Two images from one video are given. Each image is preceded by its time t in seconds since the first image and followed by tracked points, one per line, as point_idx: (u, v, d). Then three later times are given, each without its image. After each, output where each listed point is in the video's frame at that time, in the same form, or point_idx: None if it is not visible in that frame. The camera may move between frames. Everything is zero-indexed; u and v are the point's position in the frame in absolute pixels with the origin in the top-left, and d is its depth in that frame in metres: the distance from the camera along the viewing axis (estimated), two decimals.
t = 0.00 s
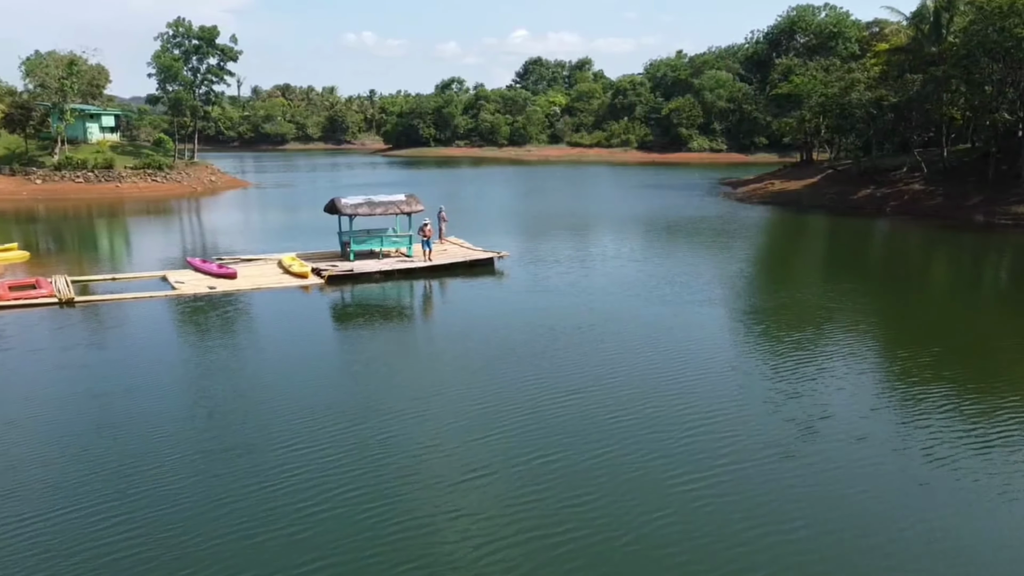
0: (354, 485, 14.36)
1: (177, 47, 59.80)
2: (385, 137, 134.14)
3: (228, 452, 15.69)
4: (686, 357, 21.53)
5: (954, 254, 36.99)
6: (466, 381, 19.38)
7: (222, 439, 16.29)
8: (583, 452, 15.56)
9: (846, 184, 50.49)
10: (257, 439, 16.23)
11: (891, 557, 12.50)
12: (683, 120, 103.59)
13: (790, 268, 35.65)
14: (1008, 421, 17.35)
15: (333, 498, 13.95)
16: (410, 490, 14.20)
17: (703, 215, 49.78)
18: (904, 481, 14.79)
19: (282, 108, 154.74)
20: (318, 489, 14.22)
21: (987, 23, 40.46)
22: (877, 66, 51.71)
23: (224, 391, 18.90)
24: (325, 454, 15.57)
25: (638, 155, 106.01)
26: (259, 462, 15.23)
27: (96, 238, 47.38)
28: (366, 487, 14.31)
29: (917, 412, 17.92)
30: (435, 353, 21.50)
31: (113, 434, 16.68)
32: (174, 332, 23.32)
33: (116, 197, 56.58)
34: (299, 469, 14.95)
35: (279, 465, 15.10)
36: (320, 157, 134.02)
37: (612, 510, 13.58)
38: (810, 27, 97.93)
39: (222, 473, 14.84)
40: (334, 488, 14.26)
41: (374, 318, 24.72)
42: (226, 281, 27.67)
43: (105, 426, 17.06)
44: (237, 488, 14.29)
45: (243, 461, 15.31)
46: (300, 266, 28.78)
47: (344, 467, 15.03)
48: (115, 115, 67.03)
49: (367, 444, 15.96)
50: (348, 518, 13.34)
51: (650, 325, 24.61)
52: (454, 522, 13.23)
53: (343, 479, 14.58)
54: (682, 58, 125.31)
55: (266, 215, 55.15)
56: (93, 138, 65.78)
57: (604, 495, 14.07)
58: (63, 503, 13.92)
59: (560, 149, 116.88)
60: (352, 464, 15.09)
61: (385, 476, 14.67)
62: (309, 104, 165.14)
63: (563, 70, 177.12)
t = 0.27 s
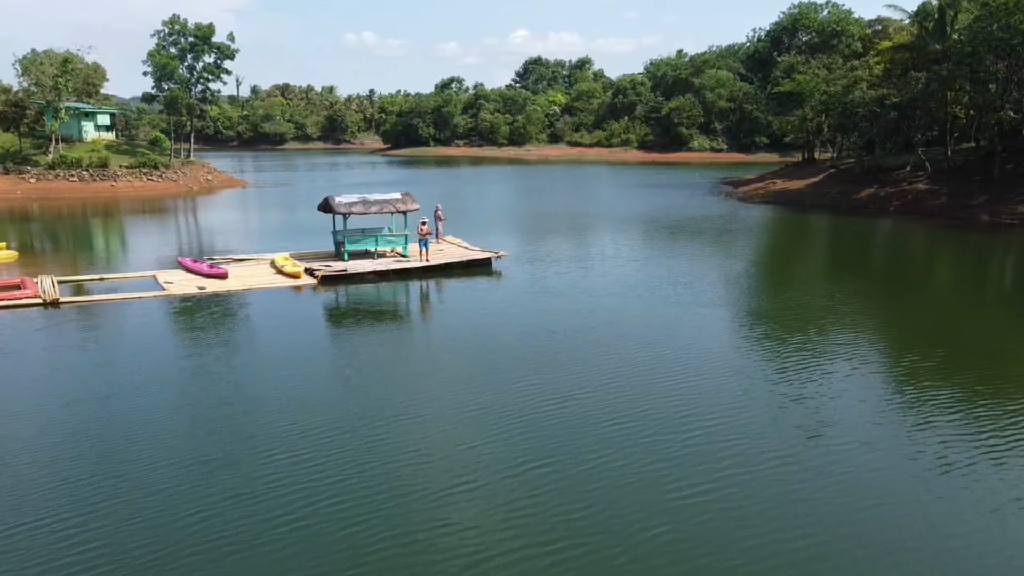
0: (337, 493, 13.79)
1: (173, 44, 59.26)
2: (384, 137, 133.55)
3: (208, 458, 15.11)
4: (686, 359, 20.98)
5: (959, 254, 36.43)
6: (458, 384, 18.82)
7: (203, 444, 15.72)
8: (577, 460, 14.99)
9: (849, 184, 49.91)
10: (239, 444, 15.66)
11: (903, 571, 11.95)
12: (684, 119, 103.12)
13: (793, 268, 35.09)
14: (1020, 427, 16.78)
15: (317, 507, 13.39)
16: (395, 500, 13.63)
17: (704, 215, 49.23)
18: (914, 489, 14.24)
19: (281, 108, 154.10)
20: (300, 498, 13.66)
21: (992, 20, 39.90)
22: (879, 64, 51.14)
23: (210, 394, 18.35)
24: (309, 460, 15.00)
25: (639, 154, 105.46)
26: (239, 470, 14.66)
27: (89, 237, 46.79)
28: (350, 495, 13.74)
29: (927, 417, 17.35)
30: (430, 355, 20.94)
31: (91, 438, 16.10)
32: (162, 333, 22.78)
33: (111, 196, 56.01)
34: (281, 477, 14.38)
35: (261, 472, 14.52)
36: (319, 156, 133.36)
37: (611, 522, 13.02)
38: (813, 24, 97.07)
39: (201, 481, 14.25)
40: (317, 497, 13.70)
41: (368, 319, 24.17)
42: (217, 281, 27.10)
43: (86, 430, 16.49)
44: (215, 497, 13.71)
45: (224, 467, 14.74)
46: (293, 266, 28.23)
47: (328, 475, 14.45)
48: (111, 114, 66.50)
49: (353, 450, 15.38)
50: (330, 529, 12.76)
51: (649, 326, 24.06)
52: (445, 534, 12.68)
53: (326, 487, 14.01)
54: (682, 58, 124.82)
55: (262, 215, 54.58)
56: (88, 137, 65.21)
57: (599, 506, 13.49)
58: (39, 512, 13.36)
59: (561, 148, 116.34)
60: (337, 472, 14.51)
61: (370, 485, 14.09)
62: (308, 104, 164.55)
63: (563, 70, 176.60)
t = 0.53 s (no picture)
0: (321, 503, 13.27)
1: (168, 43, 58.77)
2: (384, 136, 132.97)
3: (188, 466, 14.58)
4: (685, 361, 20.46)
5: (964, 253, 35.90)
6: (450, 387, 18.30)
7: (184, 451, 15.19)
8: (571, 468, 14.45)
9: (853, 183, 49.32)
10: (221, 452, 15.13)
11: None
12: (684, 119, 102.63)
13: (797, 268, 34.50)
14: None
15: (301, 518, 12.85)
16: (381, 511, 13.07)
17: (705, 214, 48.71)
18: (925, 499, 13.68)
19: (280, 107, 153.54)
20: (282, 508, 13.14)
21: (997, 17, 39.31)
22: (883, 62, 50.52)
23: (197, 398, 17.83)
24: (293, 468, 14.46)
25: (639, 154, 104.93)
26: (219, 479, 14.12)
27: (83, 236, 46.28)
28: (334, 505, 13.22)
29: (937, 423, 16.78)
30: (426, 357, 20.39)
31: (68, 445, 15.57)
32: (150, 335, 22.23)
33: (105, 195, 55.45)
34: (262, 486, 13.83)
35: (242, 482, 13.99)
36: (319, 155, 132.76)
37: (608, 534, 12.49)
38: (816, 21, 95.98)
39: (179, 491, 13.71)
40: (300, 507, 13.18)
41: (363, 320, 23.60)
42: (206, 282, 26.53)
43: (65, 436, 15.94)
44: (193, 508, 13.16)
45: (206, 475, 14.23)
46: (285, 266, 27.65)
47: (312, 484, 13.90)
48: (106, 112, 66.08)
49: (339, 457, 14.84)
50: (311, 542, 12.22)
51: (648, 327, 23.52)
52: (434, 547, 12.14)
53: (309, 496, 13.49)
54: (683, 57, 124.32)
55: (259, 214, 53.99)
56: (83, 136, 64.73)
57: (592, 518, 12.94)
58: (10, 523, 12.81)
59: (560, 148, 115.82)
60: (321, 481, 13.97)
61: (355, 494, 13.54)
62: (307, 103, 163.96)
63: (563, 69, 176.06)
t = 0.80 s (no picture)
0: (308, 510, 12.73)
1: (164, 40, 58.22)
2: (383, 135, 132.37)
3: (165, 471, 13.99)
4: (684, 362, 19.90)
5: (970, 252, 35.33)
6: (441, 389, 17.75)
7: (161, 455, 14.59)
8: (565, 476, 13.85)
9: (856, 182, 48.74)
10: (200, 456, 14.54)
11: None
12: (685, 118, 102.10)
13: (800, 268, 33.94)
14: None
15: (285, 526, 12.29)
16: (364, 520, 12.48)
17: (705, 213, 48.17)
18: (938, 508, 13.11)
19: (279, 107, 152.98)
20: (267, 515, 12.58)
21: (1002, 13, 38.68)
22: (886, 59, 49.90)
23: (183, 400, 17.28)
24: (274, 474, 13.86)
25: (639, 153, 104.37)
26: (197, 485, 13.51)
27: (76, 235, 45.73)
28: (321, 512, 12.67)
29: (949, 428, 16.21)
30: (421, 359, 19.82)
31: (41, 449, 14.98)
32: (137, 336, 21.67)
33: (99, 194, 54.88)
34: (241, 492, 13.23)
35: (220, 488, 13.38)
36: (318, 154, 132.18)
37: (606, 545, 11.94)
38: (819, 18, 94.56)
39: (153, 497, 13.10)
40: (286, 513, 12.64)
41: (358, 320, 23.05)
42: (196, 282, 25.96)
43: (43, 440, 15.36)
44: (168, 516, 12.56)
45: (188, 480, 13.68)
46: (277, 266, 27.07)
47: (294, 491, 13.31)
48: (101, 110, 65.72)
49: (323, 462, 14.26)
50: (293, 553, 11.64)
51: (647, 327, 22.95)
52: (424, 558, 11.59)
53: (292, 503, 12.91)
54: (683, 56, 123.77)
55: (255, 213, 53.40)
56: (78, 134, 64.35)
57: (586, 530, 12.33)
58: None
59: (560, 147, 115.34)
60: (303, 488, 13.37)
61: (338, 502, 12.94)
62: (307, 103, 163.51)
63: (563, 69, 175.47)
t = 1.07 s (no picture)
0: (293, 522, 12.20)
1: (160, 38, 57.65)
2: (382, 135, 131.81)
3: (137, 483, 13.39)
4: (685, 365, 19.36)
5: (976, 252, 34.78)
6: (432, 392, 17.21)
7: (136, 465, 14.00)
8: (557, 487, 13.27)
9: (859, 181, 48.21)
10: (176, 468, 13.95)
11: None
12: (685, 117, 101.64)
13: (804, 268, 33.40)
14: None
15: (268, 539, 11.76)
16: (345, 536, 11.89)
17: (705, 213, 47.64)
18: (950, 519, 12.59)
19: (278, 106, 152.44)
20: (250, 528, 12.05)
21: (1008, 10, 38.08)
22: (890, 56, 49.33)
23: (168, 405, 16.74)
24: (252, 486, 13.27)
25: (639, 153, 103.87)
26: (171, 498, 12.91)
27: (69, 234, 45.21)
28: (307, 524, 12.14)
29: (960, 434, 15.66)
30: (415, 361, 19.28)
31: (18, 456, 14.46)
32: (123, 337, 21.13)
33: (93, 193, 54.33)
34: (218, 505, 12.64)
35: (196, 501, 12.79)
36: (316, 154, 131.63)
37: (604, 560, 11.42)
38: (821, 16, 94.20)
39: (125, 511, 12.51)
40: (270, 526, 12.11)
41: (352, 321, 22.52)
42: (184, 282, 25.41)
43: (20, 447, 14.82)
44: (137, 533, 11.96)
45: (169, 491, 13.14)
46: (268, 266, 26.51)
47: (272, 505, 12.69)
48: (95, 109, 65.65)
49: (305, 473, 13.68)
50: (276, 569, 11.12)
51: (646, 328, 22.42)
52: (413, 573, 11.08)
53: (277, 514, 12.39)
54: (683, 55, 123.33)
55: (251, 212, 52.83)
56: (72, 133, 64.24)
57: (579, 547, 11.74)
58: None
59: (560, 146, 114.83)
60: (282, 500, 12.78)
61: (319, 516, 12.36)
62: (306, 102, 162.99)
63: (562, 68, 174.98)
